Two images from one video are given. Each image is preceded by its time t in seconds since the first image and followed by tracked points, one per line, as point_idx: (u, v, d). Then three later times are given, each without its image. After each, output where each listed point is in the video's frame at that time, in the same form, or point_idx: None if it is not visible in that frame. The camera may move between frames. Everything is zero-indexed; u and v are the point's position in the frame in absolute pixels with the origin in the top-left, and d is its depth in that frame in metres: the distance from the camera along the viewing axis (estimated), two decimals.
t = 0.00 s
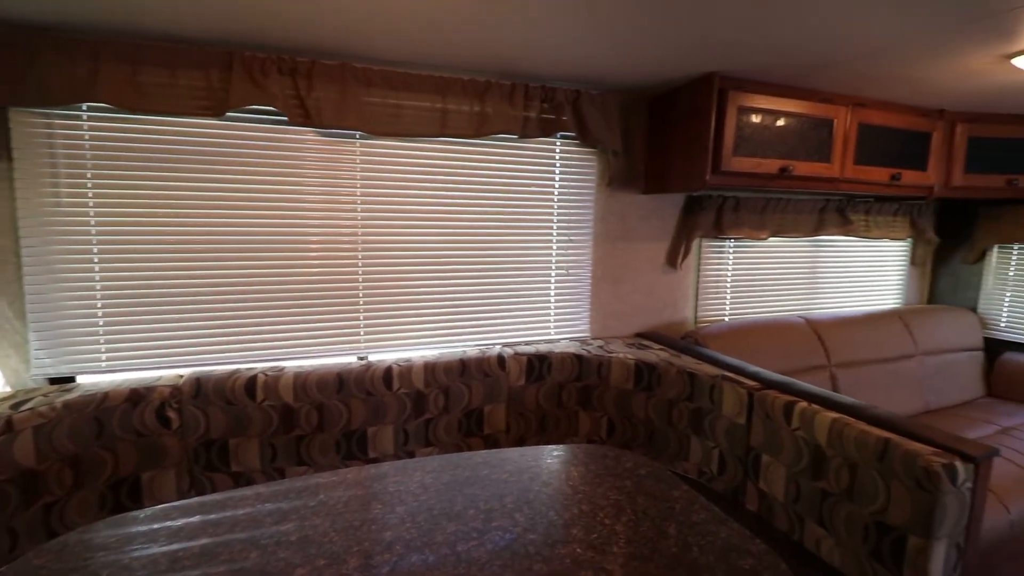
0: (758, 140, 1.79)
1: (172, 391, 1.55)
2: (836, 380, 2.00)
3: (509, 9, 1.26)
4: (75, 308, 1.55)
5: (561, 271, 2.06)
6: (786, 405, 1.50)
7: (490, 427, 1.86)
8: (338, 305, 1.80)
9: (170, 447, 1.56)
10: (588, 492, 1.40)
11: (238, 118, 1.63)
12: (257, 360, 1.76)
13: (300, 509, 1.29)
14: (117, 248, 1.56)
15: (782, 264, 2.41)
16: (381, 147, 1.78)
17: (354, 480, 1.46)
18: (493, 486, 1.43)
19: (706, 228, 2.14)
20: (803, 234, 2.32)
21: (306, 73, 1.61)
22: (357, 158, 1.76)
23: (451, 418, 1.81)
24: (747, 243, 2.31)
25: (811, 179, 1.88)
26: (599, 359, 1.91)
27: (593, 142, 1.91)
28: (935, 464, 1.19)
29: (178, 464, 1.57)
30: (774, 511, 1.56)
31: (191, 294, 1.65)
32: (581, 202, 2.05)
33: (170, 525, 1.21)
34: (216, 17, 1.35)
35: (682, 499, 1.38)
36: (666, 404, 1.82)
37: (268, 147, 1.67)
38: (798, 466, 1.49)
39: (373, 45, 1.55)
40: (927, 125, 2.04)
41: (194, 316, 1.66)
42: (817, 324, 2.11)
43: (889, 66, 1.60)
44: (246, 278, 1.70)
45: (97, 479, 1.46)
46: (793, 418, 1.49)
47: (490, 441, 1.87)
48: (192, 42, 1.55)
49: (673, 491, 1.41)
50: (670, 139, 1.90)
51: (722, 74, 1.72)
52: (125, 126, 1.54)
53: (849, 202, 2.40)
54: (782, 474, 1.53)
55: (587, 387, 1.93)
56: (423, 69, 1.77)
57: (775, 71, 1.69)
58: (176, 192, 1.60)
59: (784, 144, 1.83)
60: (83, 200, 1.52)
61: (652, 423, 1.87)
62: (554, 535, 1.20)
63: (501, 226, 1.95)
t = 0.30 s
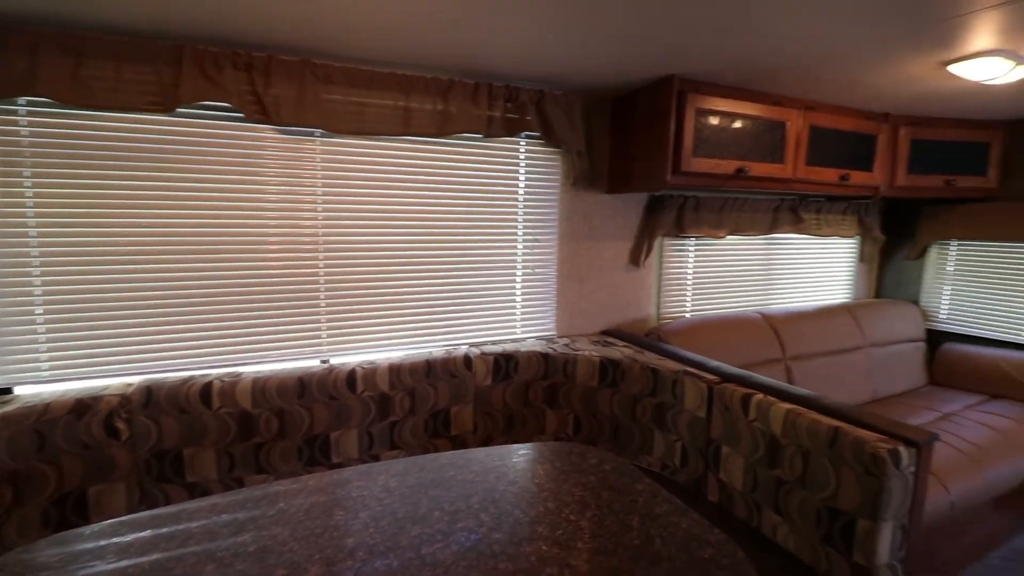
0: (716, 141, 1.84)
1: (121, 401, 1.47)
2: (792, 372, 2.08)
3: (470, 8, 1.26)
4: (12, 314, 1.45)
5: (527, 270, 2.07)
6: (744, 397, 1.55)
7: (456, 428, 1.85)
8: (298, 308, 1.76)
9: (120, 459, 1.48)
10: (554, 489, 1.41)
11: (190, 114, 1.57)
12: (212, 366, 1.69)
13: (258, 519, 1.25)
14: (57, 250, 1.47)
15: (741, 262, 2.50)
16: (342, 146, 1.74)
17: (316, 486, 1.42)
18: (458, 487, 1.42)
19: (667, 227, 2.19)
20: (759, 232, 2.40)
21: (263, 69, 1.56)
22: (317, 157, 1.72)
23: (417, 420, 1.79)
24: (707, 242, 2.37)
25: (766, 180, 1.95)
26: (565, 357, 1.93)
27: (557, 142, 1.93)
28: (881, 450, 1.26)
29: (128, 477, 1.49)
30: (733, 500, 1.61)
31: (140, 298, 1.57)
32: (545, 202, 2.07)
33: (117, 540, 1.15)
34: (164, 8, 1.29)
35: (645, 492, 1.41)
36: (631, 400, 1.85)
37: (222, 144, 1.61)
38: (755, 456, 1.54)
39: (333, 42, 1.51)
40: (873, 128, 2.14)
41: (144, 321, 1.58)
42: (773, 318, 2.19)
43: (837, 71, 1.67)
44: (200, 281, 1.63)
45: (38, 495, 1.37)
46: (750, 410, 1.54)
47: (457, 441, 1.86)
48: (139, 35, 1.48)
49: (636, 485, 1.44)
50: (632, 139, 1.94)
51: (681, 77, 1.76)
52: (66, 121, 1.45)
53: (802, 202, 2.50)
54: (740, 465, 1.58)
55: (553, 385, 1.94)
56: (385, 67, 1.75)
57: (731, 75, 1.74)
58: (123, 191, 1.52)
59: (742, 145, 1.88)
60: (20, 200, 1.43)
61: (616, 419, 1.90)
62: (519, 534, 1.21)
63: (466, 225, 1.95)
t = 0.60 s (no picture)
0: (672, 142, 1.89)
1: (58, 412, 1.38)
2: (745, 366, 2.16)
3: (428, 6, 1.24)
4: None
5: (489, 270, 2.07)
6: (700, 391, 1.60)
7: (419, 430, 1.83)
8: (252, 310, 1.69)
9: (59, 474, 1.39)
10: (517, 488, 1.42)
11: (132, 108, 1.48)
12: (159, 373, 1.61)
13: (210, 531, 1.20)
14: None
15: (697, 260, 2.58)
16: (297, 143, 1.69)
17: (272, 495, 1.37)
18: (420, 489, 1.40)
19: (626, 226, 2.24)
20: (715, 231, 2.48)
21: (211, 62, 1.49)
22: (270, 155, 1.66)
23: (379, 424, 1.75)
24: (664, 241, 2.44)
25: (720, 181, 2.02)
26: (528, 356, 1.93)
27: (517, 142, 1.94)
28: (827, 438, 1.32)
29: (67, 493, 1.40)
30: (691, 491, 1.66)
31: (77, 304, 1.47)
32: (506, 202, 2.07)
33: (53, 561, 1.08)
34: None
35: (607, 487, 1.43)
36: (593, 397, 1.88)
37: (167, 140, 1.53)
38: (711, 448, 1.59)
39: (286, 36, 1.47)
40: (818, 132, 2.25)
41: (82, 328, 1.48)
42: (728, 314, 2.26)
43: (784, 76, 1.74)
44: (144, 284, 1.55)
45: None
46: (706, 403, 1.59)
47: (421, 443, 1.84)
48: (73, 23, 1.39)
49: (598, 480, 1.46)
50: (591, 140, 1.97)
51: (638, 80, 1.80)
52: None
53: (754, 202, 2.60)
54: (697, 456, 1.63)
55: (517, 384, 1.94)
56: (341, 63, 1.71)
57: (686, 79, 1.79)
58: (56, 188, 1.42)
59: (697, 147, 1.94)
60: None
61: (579, 416, 1.92)
62: (482, 534, 1.20)
63: (427, 225, 1.93)
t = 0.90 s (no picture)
0: (637, 143, 1.92)
1: None
2: (709, 361, 2.22)
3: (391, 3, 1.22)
4: None
5: (457, 270, 2.07)
6: (664, 386, 1.64)
7: (388, 432, 1.80)
8: (210, 313, 1.64)
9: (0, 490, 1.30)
10: (486, 487, 1.42)
11: (77, 103, 1.41)
12: (110, 381, 1.53)
13: (166, 543, 1.15)
14: None
15: (662, 258, 2.63)
16: (256, 141, 1.64)
17: (233, 504, 1.33)
18: (386, 493, 1.38)
19: (592, 225, 2.27)
20: (679, 229, 2.54)
21: (163, 55, 1.43)
22: (227, 152, 1.60)
23: (345, 427, 1.72)
24: (630, 239, 2.48)
25: (682, 181, 2.06)
26: (497, 356, 1.94)
27: (484, 141, 1.94)
28: (784, 429, 1.37)
29: (10, 509, 1.32)
30: (658, 484, 1.70)
31: (17, 309, 1.38)
32: (474, 201, 2.07)
33: None
34: None
35: (574, 483, 1.45)
36: (561, 394, 1.90)
37: (116, 136, 1.46)
38: (676, 442, 1.63)
39: (243, 29, 1.42)
40: (775, 134, 2.34)
41: (23, 335, 1.40)
42: (692, 311, 2.32)
43: (743, 79, 1.80)
44: (91, 287, 1.47)
45: None
46: (670, 398, 1.62)
47: (389, 446, 1.82)
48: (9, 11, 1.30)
49: (565, 477, 1.48)
50: (557, 140, 1.98)
51: (603, 81, 1.83)
52: None
53: (716, 201, 2.67)
54: (663, 450, 1.66)
55: (486, 384, 1.94)
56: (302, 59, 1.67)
57: (649, 81, 1.82)
58: None
59: (661, 147, 1.97)
60: None
61: (548, 414, 1.94)
62: (451, 535, 1.20)
63: (393, 225, 1.91)
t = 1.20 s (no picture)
0: (608, 143, 1.94)
1: None
2: (680, 358, 2.27)
3: None
4: None
5: (430, 270, 2.05)
6: (637, 383, 1.66)
7: (361, 435, 1.78)
8: (174, 317, 1.58)
9: None
10: (460, 488, 1.41)
11: (27, 98, 1.34)
12: (67, 389, 1.46)
13: (128, 555, 1.10)
14: None
15: (635, 257, 2.67)
16: (220, 139, 1.60)
17: (200, 513, 1.29)
18: (359, 497, 1.36)
19: (566, 225, 2.28)
20: (650, 228, 2.58)
21: (120, 50, 1.38)
22: (190, 151, 1.56)
23: (317, 431, 1.69)
24: (603, 239, 2.51)
25: (653, 180, 2.09)
26: (471, 355, 1.93)
27: (456, 140, 1.94)
28: (752, 422, 1.41)
29: None
30: (632, 479, 1.72)
31: None
32: (447, 201, 2.06)
33: None
34: None
35: (549, 481, 1.45)
36: (536, 393, 1.91)
37: (71, 134, 1.39)
38: (649, 437, 1.65)
39: (206, 23, 1.38)
40: (741, 135, 2.40)
41: None
42: (663, 308, 2.36)
43: (710, 81, 1.84)
44: (44, 291, 1.40)
45: None
46: (643, 394, 1.65)
47: (363, 449, 1.80)
48: None
49: (540, 475, 1.48)
50: (530, 140, 1.99)
51: (574, 81, 1.84)
52: None
53: (686, 200, 2.73)
54: (637, 446, 1.69)
55: (460, 384, 1.93)
56: (268, 55, 1.63)
57: (619, 82, 1.85)
58: None
59: (632, 147, 2.00)
60: None
61: (524, 413, 1.94)
62: (425, 537, 1.19)
63: (365, 225, 1.89)
